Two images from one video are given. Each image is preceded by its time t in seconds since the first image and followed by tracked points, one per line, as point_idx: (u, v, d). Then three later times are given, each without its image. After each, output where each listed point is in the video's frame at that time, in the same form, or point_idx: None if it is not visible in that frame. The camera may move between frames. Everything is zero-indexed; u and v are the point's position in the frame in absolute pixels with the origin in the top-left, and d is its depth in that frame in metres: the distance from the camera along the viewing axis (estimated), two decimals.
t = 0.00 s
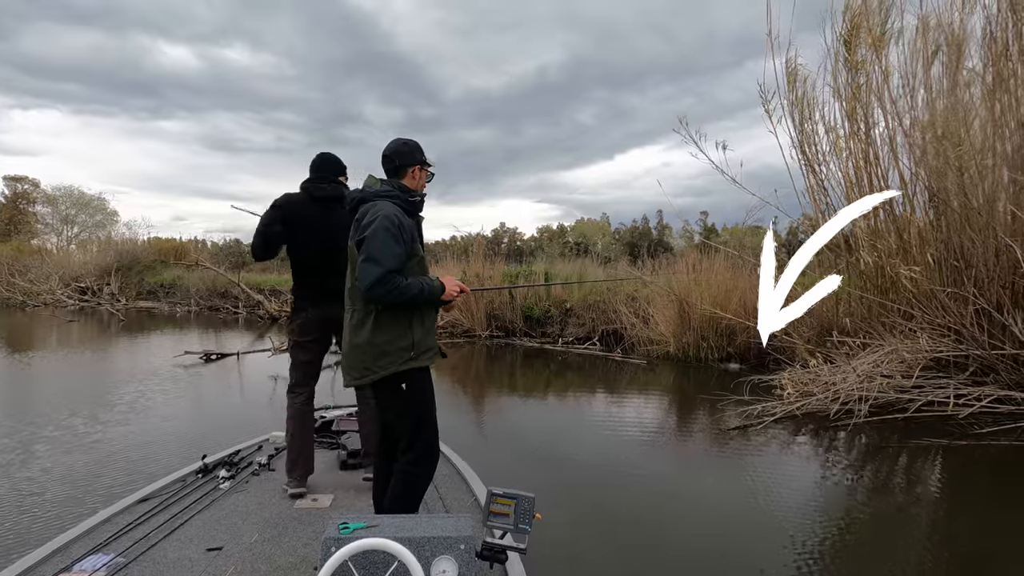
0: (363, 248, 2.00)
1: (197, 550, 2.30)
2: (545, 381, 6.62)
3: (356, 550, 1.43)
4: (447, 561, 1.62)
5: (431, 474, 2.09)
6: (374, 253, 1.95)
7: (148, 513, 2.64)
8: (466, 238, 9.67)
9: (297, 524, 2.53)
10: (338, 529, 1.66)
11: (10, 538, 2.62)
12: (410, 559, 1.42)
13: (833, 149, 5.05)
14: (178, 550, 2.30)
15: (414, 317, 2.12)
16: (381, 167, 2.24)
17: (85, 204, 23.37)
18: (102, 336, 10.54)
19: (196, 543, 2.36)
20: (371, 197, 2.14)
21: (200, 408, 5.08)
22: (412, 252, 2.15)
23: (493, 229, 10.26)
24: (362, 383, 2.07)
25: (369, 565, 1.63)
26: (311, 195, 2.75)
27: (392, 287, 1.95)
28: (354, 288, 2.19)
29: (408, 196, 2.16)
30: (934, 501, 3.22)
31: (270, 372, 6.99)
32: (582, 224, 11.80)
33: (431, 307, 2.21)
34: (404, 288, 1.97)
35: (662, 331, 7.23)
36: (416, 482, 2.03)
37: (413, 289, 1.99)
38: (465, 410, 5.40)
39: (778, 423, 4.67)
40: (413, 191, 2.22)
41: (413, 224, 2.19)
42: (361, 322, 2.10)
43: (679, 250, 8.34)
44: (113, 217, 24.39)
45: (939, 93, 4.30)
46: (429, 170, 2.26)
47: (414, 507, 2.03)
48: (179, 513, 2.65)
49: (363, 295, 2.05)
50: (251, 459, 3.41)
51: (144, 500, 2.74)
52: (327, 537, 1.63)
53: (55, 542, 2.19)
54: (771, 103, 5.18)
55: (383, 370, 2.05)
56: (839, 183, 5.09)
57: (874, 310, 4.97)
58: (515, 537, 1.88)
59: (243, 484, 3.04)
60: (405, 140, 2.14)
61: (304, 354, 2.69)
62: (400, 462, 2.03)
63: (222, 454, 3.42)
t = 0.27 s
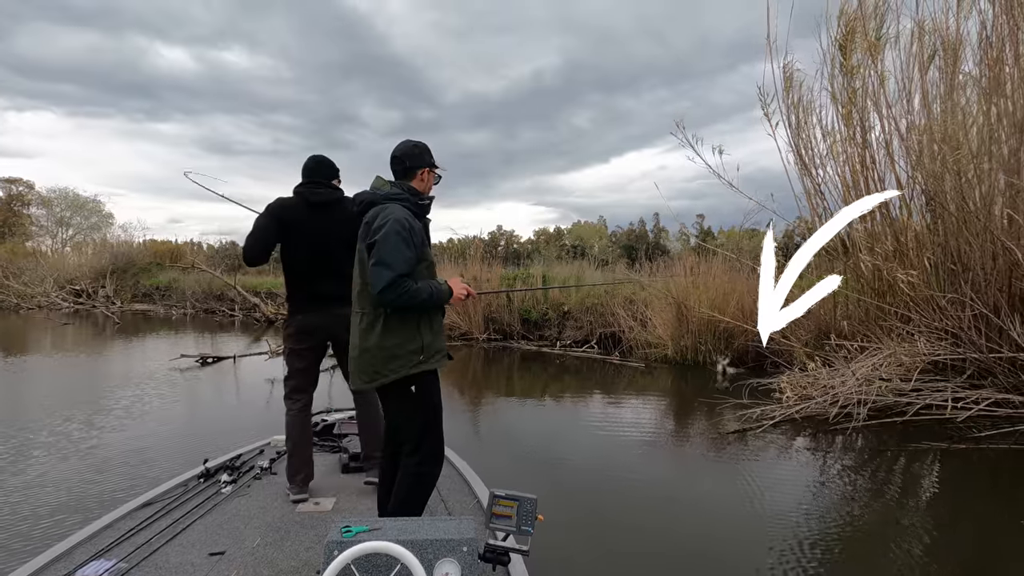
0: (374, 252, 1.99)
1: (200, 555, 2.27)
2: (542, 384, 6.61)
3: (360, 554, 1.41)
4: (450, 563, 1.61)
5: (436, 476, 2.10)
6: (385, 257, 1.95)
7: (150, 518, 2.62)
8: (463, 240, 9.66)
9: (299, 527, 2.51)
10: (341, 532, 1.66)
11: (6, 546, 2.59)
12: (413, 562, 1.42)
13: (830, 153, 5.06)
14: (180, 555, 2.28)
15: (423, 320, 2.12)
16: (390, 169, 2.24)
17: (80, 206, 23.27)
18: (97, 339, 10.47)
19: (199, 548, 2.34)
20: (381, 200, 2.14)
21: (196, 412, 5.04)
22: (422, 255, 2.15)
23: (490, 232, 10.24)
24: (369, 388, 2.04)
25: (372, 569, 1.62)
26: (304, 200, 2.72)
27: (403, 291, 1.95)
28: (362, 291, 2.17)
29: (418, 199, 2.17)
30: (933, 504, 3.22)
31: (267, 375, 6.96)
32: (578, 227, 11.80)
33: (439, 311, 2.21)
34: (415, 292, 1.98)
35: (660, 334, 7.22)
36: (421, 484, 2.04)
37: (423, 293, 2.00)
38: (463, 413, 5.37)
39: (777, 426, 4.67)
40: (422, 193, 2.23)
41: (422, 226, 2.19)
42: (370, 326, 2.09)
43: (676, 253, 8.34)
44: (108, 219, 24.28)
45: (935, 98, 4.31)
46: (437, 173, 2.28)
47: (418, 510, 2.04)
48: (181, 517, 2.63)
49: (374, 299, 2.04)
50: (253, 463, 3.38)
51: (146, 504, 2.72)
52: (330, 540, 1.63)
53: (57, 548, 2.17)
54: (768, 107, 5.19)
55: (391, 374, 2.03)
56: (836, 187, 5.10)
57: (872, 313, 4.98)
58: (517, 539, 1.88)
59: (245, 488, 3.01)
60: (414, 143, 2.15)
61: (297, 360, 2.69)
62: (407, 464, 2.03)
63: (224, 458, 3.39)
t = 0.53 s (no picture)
0: (379, 251, 1.99)
1: (198, 550, 2.26)
2: (539, 383, 6.60)
3: (356, 552, 1.41)
4: (448, 562, 1.59)
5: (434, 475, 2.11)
6: (390, 256, 1.94)
7: (149, 513, 2.60)
8: (460, 240, 9.64)
9: (298, 525, 2.49)
10: (339, 530, 1.64)
11: None
12: (410, 561, 1.40)
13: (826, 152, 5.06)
14: (179, 550, 2.26)
15: (426, 319, 2.13)
16: (392, 165, 2.23)
17: (74, 205, 23.15)
18: (91, 338, 10.41)
19: (198, 543, 2.32)
20: (384, 198, 2.13)
21: (191, 411, 5.01)
22: (427, 253, 2.14)
23: (487, 232, 10.22)
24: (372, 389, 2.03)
25: (369, 567, 1.60)
26: (295, 199, 2.68)
27: (408, 292, 1.95)
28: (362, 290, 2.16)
29: (421, 197, 2.16)
30: (930, 503, 3.23)
31: (262, 374, 6.93)
32: (575, 226, 11.79)
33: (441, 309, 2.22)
34: (420, 292, 1.98)
35: (657, 334, 7.22)
36: (419, 482, 2.05)
37: (430, 292, 2.01)
38: (459, 412, 5.36)
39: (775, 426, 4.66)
40: (425, 191, 2.22)
41: (425, 224, 2.19)
42: (373, 325, 2.08)
43: (673, 252, 8.35)
44: (103, 217, 24.16)
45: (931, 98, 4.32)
46: (439, 170, 2.27)
47: (414, 507, 2.06)
48: (180, 513, 2.61)
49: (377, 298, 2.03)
50: (252, 460, 3.36)
51: (145, 500, 2.71)
52: (328, 538, 1.61)
53: (56, 542, 2.16)
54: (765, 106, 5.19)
55: (393, 374, 2.02)
56: (832, 186, 5.10)
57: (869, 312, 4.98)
58: (516, 539, 1.87)
59: (244, 485, 3.00)
60: (418, 139, 2.14)
61: (291, 360, 2.67)
62: (406, 462, 2.03)
63: (223, 454, 3.38)
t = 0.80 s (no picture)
0: (382, 249, 1.98)
1: (194, 547, 2.25)
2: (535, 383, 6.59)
3: (353, 550, 1.41)
4: (444, 562, 1.58)
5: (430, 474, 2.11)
6: (394, 254, 1.94)
7: (146, 509, 2.60)
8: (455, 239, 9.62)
9: (295, 522, 2.48)
10: (336, 529, 1.62)
11: None
12: (406, 559, 1.39)
13: (822, 152, 5.07)
14: (175, 546, 2.26)
15: (429, 318, 2.12)
16: (393, 162, 2.21)
17: (68, 204, 23.01)
18: (84, 338, 10.34)
19: (194, 540, 2.31)
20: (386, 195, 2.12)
21: (185, 411, 4.98)
22: (430, 252, 2.13)
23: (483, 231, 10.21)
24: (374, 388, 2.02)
25: (365, 565, 1.59)
26: (285, 198, 2.66)
27: (412, 289, 1.93)
28: (363, 288, 2.14)
29: (422, 195, 2.15)
30: (926, 501, 3.23)
31: (257, 374, 6.90)
32: (571, 226, 11.78)
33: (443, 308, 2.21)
34: (425, 291, 1.97)
35: (653, 333, 7.22)
36: (416, 482, 2.04)
37: (435, 291, 2.00)
38: (456, 412, 5.35)
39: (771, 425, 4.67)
40: (426, 188, 2.21)
41: (427, 222, 2.18)
42: (375, 324, 2.07)
43: (669, 253, 8.35)
44: (96, 216, 24.01)
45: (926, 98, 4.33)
46: (440, 167, 2.26)
47: (411, 506, 2.05)
48: (177, 509, 2.61)
49: (379, 297, 2.02)
50: (250, 457, 3.35)
51: (143, 496, 2.71)
52: (324, 537, 1.58)
53: (52, 538, 2.16)
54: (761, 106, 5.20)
55: (397, 373, 2.02)
56: (828, 186, 5.11)
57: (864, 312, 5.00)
58: (513, 540, 1.86)
59: (242, 481, 2.98)
60: (420, 136, 2.13)
61: (288, 357, 2.67)
62: (404, 461, 2.03)
63: (221, 451, 3.36)
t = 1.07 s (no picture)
0: (386, 249, 1.98)
1: (194, 546, 2.24)
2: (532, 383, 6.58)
3: (353, 550, 1.41)
4: (443, 562, 1.57)
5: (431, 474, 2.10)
6: (399, 254, 1.94)
7: (146, 509, 2.59)
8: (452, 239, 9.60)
9: (294, 522, 2.46)
10: (335, 528, 1.61)
11: None
12: (406, 560, 1.39)
13: (818, 152, 5.08)
14: (175, 545, 2.24)
15: (434, 319, 2.11)
16: (392, 161, 2.20)
17: (61, 203, 22.86)
18: (77, 338, 10.26)
19: (193, 539, 2.30)
20: (386, 194, 2.11)
21: (180, 413, 4.95)
22: (433, 251, 2.13)
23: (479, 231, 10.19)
24: (377, 388, 2.02)
25: (365, 565, 1.58)
26: (278, 200, 2.64)
27: (420, 288, 1.95)
28: (364, 288, 2.13)
29: (422, 194, 2.15)
30: (923, 500, 3.24)
31: (252, 375, 6.86)
32: (567, 226, 11.75)
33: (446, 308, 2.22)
34: (431, 291, 1.97)
35: (650, 333, 7.22)
36: (416, 481, 2.04)
37: (441, 291, 1.99)
38: (453, 412, 5.33)
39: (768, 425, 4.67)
40: (426, 188, 2.21)
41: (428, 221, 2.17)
42: (377, 325, 2.06)
43: (665, 253, 8.36)
44: (90, 216, 23.85)
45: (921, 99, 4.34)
46: (439, 166, 2.25)
47: (412, 506, 2.05)
48: (176, 509, 2.59)
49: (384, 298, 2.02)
50: (250, 456, 3.32)
51: (142, 495, 2.69)
52: (324, 536, 1.57)
53: (51, 537, 2.15)
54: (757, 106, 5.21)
55: (401, 374, 2.01)
56: (824, 186, 5.12)
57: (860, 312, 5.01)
58: (512, 539, 1.86)
59: (241, 481, 2.96)
60: (419, 135, 2.12)
61: (286, 356, 2.68)
62: (404, 461, 2.02)
63: (221, 450, 3.34)
